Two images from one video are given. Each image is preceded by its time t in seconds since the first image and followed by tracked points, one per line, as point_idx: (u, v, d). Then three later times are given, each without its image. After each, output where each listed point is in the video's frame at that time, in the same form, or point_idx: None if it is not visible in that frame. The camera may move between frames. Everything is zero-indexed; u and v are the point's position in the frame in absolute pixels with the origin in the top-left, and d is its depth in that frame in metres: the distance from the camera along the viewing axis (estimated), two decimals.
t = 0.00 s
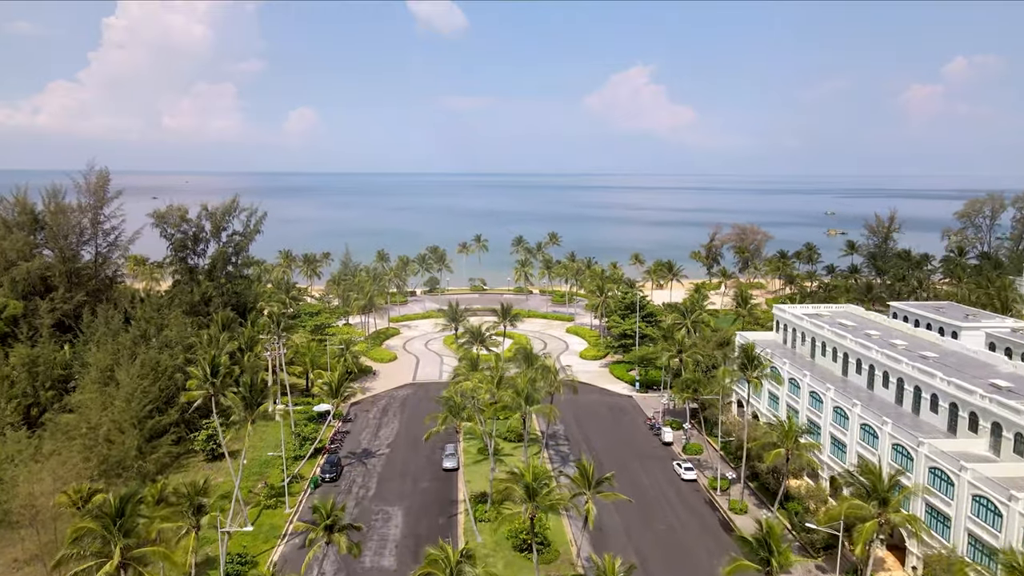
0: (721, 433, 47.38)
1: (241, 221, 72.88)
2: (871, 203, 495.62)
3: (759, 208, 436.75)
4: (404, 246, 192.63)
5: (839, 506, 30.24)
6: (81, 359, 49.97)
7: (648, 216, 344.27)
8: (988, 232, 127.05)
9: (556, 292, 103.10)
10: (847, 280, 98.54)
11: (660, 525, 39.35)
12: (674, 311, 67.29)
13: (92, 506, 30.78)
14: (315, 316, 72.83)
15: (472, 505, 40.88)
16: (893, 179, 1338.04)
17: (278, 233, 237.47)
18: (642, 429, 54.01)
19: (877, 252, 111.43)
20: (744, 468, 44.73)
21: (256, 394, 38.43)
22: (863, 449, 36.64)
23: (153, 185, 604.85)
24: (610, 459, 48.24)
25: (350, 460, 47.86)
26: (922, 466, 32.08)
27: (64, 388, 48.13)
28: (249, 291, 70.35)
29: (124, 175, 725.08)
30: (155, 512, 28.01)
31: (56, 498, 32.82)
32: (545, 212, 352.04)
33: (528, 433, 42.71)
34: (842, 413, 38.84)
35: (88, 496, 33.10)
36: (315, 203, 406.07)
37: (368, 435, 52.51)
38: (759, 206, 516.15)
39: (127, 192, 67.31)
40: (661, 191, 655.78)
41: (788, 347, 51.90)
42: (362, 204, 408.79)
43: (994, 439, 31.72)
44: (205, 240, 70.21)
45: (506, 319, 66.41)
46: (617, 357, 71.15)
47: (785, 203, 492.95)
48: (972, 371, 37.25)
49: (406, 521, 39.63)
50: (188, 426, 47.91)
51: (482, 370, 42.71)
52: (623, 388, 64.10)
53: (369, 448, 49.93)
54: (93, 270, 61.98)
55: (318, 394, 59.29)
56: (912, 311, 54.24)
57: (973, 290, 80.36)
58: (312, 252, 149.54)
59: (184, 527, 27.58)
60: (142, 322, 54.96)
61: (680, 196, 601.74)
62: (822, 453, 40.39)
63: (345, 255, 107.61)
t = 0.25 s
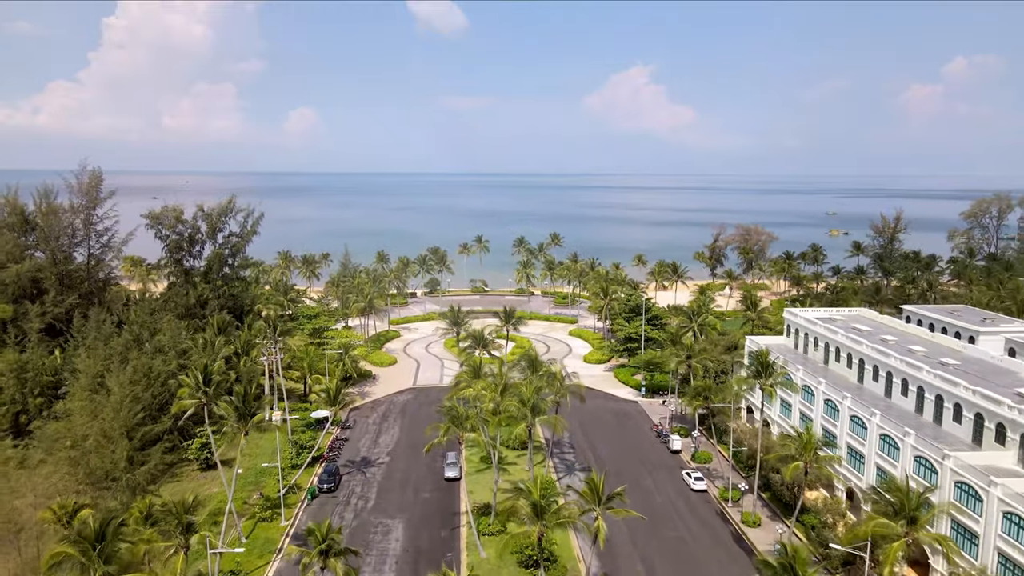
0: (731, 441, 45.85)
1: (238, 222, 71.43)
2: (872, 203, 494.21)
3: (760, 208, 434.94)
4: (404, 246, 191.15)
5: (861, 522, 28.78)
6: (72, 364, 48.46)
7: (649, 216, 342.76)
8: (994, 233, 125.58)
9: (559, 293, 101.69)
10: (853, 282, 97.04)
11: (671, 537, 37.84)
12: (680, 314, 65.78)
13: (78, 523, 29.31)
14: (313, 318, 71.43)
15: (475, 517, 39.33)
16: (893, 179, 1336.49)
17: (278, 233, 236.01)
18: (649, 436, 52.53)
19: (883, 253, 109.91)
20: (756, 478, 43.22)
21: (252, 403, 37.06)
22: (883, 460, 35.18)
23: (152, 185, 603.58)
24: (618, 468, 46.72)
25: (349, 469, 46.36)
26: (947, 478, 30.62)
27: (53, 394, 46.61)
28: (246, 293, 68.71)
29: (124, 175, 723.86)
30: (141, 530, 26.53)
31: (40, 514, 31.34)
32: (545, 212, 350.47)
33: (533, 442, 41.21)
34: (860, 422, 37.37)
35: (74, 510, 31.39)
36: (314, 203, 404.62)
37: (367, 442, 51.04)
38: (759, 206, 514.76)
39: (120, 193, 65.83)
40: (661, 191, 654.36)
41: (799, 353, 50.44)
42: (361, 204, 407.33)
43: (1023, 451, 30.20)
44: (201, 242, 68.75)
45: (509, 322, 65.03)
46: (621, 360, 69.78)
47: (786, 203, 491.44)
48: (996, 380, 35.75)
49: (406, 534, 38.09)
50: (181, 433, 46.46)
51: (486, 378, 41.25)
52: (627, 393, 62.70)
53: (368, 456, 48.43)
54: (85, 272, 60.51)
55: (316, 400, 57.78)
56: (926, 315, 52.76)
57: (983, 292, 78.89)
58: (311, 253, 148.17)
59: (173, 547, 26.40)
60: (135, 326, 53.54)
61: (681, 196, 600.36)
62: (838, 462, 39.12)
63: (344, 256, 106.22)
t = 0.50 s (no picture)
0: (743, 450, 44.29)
1: (235, 223, 69.94)
2: (874, 203, 492.52)
3: (761, 209, 433.30)
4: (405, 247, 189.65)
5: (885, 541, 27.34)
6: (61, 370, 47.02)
7: (650, 216, 341.27)
8: (1002, 234, 123.91)
9: (561, 295, 100.23)
10: (861, 283, 95.48)
11: (682, 552, 36.30)
12: (687, 316, 64.31)
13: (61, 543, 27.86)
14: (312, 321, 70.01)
15: (479, 531, 37.48)
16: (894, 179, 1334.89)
17: (277, 233, 234.67)
18: (657, 443, 50.99)
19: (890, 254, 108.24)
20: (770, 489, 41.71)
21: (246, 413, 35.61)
22: (905, 473, 33.67)
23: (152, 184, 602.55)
24: (626, 478, 45.15)
25: (347, 479, 44.81)
26: (975, 494, 29.10)
27: (42, 401, 45.21)
28: (243, 296, 67.22)
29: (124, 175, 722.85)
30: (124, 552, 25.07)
31: (22, 531, 29.96)
32: (545, 213, 348.88)
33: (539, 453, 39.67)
34: (880, 433, 35.84)
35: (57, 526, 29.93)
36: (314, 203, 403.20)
37: (366, 450, 49.52)
38: (761, 206, 513.23)
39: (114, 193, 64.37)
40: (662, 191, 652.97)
41: (812, 358, 48.90)
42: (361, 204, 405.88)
43: None
44: (196, 243, 67.29)
45: (512, 326, 63.61)
46: (626, 364, 68.28)
47: (787, 203, 489.86)
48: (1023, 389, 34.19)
49: (406, 549, 36.55)
50: (174, 442, 45.02)
51: (489, 387, 39.76)
52: (633, 398, 61.22)
53: (367, 465, 46.89)
54: (77, 275, 59.14)
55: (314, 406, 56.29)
56: (942, 320, 51.18)
57: (995, 294, 77.25)
58: (311, 254, 146.84)
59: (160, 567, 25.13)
60: (128, 330, 52.10)
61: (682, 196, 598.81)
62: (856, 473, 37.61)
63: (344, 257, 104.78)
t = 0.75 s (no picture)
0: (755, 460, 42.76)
1: (230, 223, 68.35)
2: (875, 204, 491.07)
3: (762, 209, 431.81)
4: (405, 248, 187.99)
5: (914, 562, 25.84)
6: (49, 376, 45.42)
7: (651, 216, 339.91)
8: (1009, 235, 122.38)
9: (564, 297, 98.71)
10: (868, 285, 93.95)
11: (695, 568, 34.76)
12: (693, 320, 62.73)
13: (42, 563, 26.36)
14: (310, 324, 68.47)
15: (482, 545, 36.35)
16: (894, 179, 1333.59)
17: (276, 233, 233.07)
18: (664, 452, 49.48)
19: (896, 255, 106.72)
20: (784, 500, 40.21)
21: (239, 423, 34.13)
22: (929, 487, 32.18)
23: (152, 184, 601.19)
24: (633, 489, 43.62)
25: (345, 490, 43.31)
26: (1007, 511, 27.63)
27: (30, 408, 43.66)
28: (239, 298, 65.63)
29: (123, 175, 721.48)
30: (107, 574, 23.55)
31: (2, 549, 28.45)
32: (546, 213, 347.53)
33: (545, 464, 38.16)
34: (902, 445, 34.33)
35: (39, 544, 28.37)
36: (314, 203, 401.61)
37: (365, 459, 48.03)
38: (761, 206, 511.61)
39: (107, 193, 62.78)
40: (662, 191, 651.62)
41: (825, 364, 47.38)
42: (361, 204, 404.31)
43: None
44: (191, 244, 65.72)
45: (515, 330, 62.09)
46: (630, 368, 66.78)
47: (788, 203, 488.36)
48: None
49: (407, 565, 35.02)
50: (166, 451, 43.48)
51: (493, 395, 38.29)
52: (638, 403, 59.69)
53: (366, 475, 45.39)
54: (69, 277, 57.62)
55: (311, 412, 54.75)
56: (958, 324, 49.67)
57: (1007, 297, 75.74)
58: (310, 255, 145.25)
59: None
60: (120, 334, 50.56)
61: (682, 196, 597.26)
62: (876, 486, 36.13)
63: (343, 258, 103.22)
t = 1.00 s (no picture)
0: (768, 471, 41.33)
1: (226, 224, 66.83)
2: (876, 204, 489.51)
3: (763, 209, 430.30)
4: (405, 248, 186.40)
5: None
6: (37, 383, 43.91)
7: (652, 216, 338.32)
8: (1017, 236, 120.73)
9: (566, 299, 97.22)
10: (875, 287, 92.39)
11: None
12: (701, 324, 61.24)
13: None
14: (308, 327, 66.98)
15: (485, 560, 34.93)
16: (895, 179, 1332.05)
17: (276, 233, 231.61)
18: (672, 460, 48.00)
19: (904, 256, 105.09)
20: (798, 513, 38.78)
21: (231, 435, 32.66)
22: (954, 503, 30.70)
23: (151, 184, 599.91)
24: (641, 500, 42.11)
25: (343, 501, 41.80)
26: None
27: (17, 416, 42.18)
28: (236, 301, 64.10)
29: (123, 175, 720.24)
30: None
31: None
32: (546, 213, 346.05)
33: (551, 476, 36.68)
34: (924, 457, 32.86)
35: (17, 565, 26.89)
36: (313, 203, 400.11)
37: (364, 468, 46.53)
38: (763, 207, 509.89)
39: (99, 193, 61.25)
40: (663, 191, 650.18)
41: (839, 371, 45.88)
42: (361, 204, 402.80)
43: None
44: (186, 246, 64.21)
45: (518, 334, 60.66)
46: (636, 373, 65.27)
47: (789, 203, 486.84)
48: None
49: None
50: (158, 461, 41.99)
51: (497, 405, 36.82)
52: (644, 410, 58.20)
53: (365, 485, 43.90)
54: (60, 279, 56.13)
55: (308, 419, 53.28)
56: (975, 328, 48.14)
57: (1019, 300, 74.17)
58: (310, 256, 143.76)
59: None
60: (111, 339, 49.08)
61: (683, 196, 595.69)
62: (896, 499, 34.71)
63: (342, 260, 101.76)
